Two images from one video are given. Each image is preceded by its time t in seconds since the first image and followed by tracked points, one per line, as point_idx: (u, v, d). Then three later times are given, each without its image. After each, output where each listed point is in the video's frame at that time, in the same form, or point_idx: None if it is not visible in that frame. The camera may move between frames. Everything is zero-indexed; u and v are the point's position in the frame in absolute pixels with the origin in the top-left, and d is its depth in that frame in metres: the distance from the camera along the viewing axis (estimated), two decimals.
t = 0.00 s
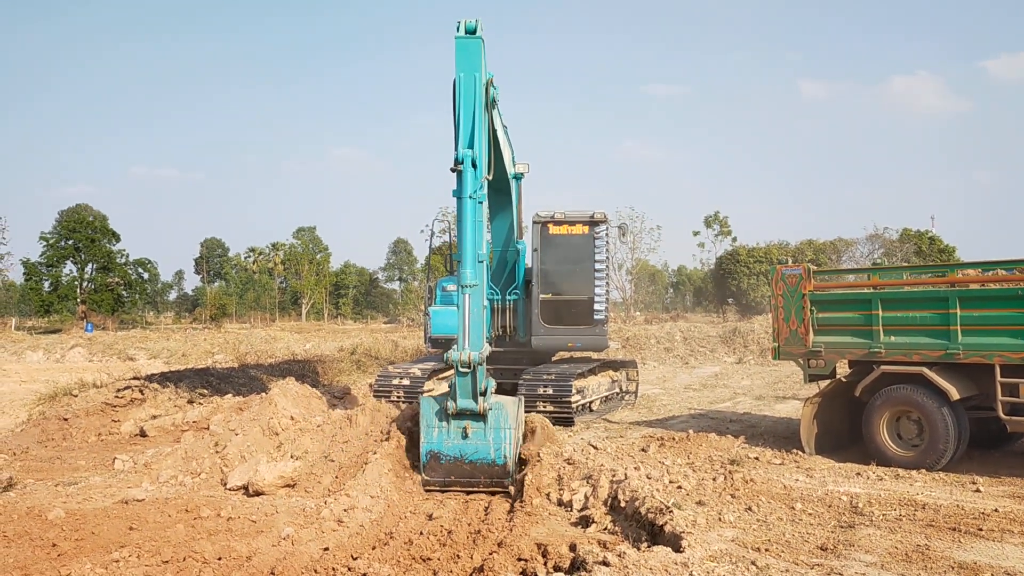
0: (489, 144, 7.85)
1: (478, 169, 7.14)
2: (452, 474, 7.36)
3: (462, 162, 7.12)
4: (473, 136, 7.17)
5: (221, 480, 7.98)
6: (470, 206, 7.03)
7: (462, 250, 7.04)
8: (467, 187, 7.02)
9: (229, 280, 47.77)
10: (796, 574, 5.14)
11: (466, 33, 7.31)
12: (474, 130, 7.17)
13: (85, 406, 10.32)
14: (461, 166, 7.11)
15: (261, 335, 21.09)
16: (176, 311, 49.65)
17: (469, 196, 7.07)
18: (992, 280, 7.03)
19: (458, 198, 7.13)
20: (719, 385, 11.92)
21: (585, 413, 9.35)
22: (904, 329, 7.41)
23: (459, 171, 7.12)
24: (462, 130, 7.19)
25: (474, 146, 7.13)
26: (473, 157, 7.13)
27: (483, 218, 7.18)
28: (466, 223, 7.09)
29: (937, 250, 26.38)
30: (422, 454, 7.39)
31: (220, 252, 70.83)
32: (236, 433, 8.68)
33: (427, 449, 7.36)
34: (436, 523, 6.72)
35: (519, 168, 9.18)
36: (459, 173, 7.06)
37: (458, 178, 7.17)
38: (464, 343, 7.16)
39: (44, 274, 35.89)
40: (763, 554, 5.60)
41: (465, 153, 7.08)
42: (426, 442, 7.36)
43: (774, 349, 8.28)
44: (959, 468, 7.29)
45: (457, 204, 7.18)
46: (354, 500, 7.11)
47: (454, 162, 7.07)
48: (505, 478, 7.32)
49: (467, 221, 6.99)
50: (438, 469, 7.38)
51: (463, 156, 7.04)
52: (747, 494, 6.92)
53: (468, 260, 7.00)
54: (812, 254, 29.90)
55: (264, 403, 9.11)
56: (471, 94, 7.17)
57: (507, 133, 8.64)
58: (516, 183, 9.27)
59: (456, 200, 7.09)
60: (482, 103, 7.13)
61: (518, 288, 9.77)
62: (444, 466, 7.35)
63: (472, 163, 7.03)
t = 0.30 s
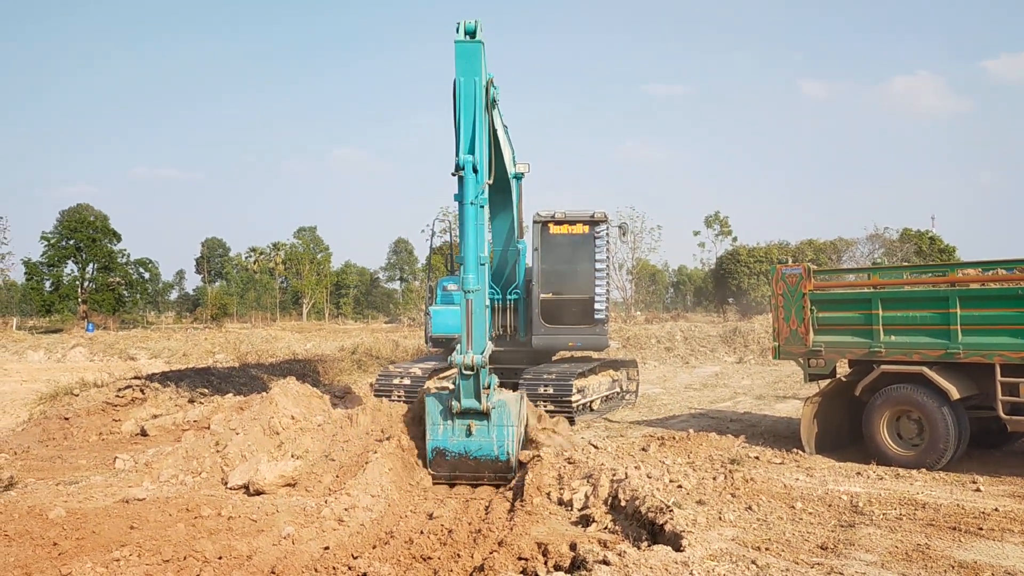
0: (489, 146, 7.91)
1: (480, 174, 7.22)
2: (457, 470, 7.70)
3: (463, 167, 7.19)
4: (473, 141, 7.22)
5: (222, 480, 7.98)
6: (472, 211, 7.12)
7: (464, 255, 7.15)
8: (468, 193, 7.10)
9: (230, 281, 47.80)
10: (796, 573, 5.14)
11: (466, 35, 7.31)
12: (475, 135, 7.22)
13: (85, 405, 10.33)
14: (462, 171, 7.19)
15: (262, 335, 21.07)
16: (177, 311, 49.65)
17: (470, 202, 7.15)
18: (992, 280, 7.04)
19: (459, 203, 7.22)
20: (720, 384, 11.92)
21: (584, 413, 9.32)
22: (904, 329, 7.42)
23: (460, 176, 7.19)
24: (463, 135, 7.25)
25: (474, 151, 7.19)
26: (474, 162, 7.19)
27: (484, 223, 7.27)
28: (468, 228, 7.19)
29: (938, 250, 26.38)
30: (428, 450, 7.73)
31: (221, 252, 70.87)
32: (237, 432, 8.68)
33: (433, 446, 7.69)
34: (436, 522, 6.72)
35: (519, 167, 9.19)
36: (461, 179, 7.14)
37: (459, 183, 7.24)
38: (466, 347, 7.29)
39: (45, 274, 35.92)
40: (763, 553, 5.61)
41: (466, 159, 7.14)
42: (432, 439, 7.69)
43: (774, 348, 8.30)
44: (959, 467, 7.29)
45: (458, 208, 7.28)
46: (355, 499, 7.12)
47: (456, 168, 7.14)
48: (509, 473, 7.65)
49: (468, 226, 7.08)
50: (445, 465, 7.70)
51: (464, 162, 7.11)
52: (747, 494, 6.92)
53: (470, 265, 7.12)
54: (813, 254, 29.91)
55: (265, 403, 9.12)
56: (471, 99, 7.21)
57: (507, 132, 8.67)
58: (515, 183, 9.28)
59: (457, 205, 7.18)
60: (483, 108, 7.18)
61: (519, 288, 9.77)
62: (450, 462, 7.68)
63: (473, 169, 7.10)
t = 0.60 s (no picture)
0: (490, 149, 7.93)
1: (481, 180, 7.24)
2: (468, 459, 8.00)
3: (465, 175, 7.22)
4: (474, 148, 7.24)
5: (222, 479, 7.96)
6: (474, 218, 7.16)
7: (467, 260, 7.19)
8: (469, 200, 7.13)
9: (230, 281, 47.86)
10: (797, 572, 5.13)
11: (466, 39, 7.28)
12: (476, 142, 7.23)
13: (85, 405, 10.31)
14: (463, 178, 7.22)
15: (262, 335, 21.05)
16: (176, 311, 49.65)
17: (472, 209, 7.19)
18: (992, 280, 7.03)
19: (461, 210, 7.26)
20: (720, 384, 11.91)
21: (585, 413, 9.31)
22: (905, 328, 7.41)
23: (461, 183, 7.23)
24: (464, 142, 7.26)
25: (475, 158, 7.21)
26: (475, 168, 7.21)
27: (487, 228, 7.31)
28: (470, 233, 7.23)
29: (938, 250, 26.39)
30: (437, 444, 7.95)
31: (220, 253, 70.93)
32: (236, 432, 8.66)
33: (441, 442, 7.90)
34: (436, 521, 6.70)
35: (519, 166, 9.19)
36: (463, 187, 7.17)
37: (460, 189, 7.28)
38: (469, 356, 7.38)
39: (45, 273, 35.91)
40: (764, 553, 5.59)
41: (468, 166, 7.17)
42: (439, 436, 7.88)
43: (775, 347, 8.31)
44: (960, 467, 7.28)
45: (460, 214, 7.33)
46: (355, 499, 7.10)
47: (457, 175, 7.17)
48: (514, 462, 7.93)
49: (470, 232, 7.12)
50: (453, 457, 7.98)
51: (465, 169, 7.13)
52: (748, 493, 6.91)
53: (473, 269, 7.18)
54: (813, 254, 29.92)
55: (265, 402, 9.10)
56: (472, 106, 7.20)
57: (507, 132, 8.67)
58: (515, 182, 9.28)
59: (459, 212, 7.23)
60: (483, 115, 7.18)
61: (519, 287, 9.76)
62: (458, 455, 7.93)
63: (474, 176, 7.13)
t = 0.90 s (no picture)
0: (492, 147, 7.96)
1: (482, 179, 7.29)
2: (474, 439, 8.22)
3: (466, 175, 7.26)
4: (475, 148, 7.27)
5: (222, 477, 7.96)
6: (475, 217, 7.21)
7: (468, 258, 7.25)
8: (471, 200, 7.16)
9: (230, 281, 47.89)
10: (797, 571, 5.14)
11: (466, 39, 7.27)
12: (477, 142, 7.26)
13: (85, 403, 10.32)
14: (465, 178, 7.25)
15: (262, 334, 21.06)
16: (177, 310, 49.68)
17: (473, 209, 7.24)
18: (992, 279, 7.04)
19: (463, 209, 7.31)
20: (720, 383, 11.92)
21: (585, 412, 9.32)
22: (905, 327, 7.42)
23: (463, 183, 7.27)
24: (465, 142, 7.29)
25: (476, 158, 7.24)
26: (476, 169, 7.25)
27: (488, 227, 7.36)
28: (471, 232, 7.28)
29: (938, 250, 26.40)
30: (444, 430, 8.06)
31: (220, 253, 70.97)
32: (237, 430, 8.66)
33: (448, 429, 8.01)
34: (436, 520, 6.70)
35: (519, 165, 9.21)
36: (464, 187, 7.21)
37: (462, 189, 7.32)
38: (473, 357, 7.47)
39: (45, 272, 35.92)
40: (763, 551, 5.60)
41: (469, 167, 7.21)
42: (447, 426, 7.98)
43: (775, 346, 8.33)
44: (959, 466, 7.28)
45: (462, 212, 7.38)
46: (355, 498, 7.10)
47: (458, 175, 7.21)
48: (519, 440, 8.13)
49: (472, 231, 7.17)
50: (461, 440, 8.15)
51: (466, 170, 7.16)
52: (748, 492, 6.91)
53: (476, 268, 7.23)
54: (813, 254, 29.92)
55: (265, 401, 9.11)
56: (472, 106, 7.22)
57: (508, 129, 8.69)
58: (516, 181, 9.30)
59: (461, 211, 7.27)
60: (483, 116, 7.20)
61: (519, 287, 9.77)
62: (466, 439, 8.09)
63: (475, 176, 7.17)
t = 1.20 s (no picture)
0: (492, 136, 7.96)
1: (482, 167, 7.28)
2: (476, 417, 8.31)
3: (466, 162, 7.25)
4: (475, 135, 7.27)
5: (221, 477, 7.95)
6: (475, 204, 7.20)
7: (468, 246, 7.21)
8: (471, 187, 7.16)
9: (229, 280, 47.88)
10: (796, 570, 5.13)
11: (466, 27, 7.29)
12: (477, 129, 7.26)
13: (85, 402, 10.32)
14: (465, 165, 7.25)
15: (262, 333, 21.07)
16: (176, 309, 49.67)
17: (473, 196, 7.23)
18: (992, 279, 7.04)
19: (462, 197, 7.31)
20: (719, 382, 11.91)
21: (584, 412, 9.32)
22: (904, 327, 7.42)
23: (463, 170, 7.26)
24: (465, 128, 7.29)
25: (476, 145, 7.25)
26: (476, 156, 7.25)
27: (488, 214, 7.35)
28: (471, 220, 7.26)
29: (938, 250, 26.40)
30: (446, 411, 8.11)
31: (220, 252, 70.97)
32: (236, 430, 8.66)
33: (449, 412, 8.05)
34: (435, 520, 6.70)
35: (518, 162, 9.20)
36: (464, 173, 7.20)
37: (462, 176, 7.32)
38: (473, 349, 7.47)
39: (45, 271, 35.90)
40: (763, 550, 5.59)
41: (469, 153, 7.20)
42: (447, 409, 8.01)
43: (775, 346, 8.32)
44: (959, 465, 7.28)
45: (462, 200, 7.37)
46: (354, 497, 7.10)
47: (459, 162, 7.21)
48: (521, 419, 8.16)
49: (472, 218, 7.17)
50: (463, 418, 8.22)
51: (466, 157, 7.16)
52: (748, 491, 6.91)
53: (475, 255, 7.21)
54: (813, 253, 29.91)
55: (264, 400, 9.11)
56: (472, 94, 7.23)
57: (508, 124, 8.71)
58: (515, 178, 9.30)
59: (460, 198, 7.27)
60: (484, 104, 7.21)
61: (519, 286, 9.77)
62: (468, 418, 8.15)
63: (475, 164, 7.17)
